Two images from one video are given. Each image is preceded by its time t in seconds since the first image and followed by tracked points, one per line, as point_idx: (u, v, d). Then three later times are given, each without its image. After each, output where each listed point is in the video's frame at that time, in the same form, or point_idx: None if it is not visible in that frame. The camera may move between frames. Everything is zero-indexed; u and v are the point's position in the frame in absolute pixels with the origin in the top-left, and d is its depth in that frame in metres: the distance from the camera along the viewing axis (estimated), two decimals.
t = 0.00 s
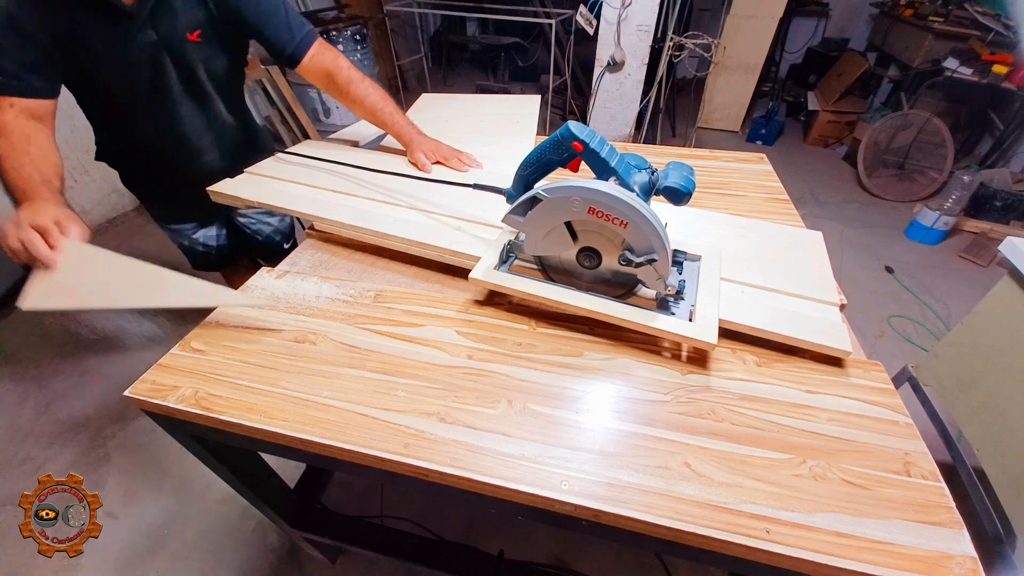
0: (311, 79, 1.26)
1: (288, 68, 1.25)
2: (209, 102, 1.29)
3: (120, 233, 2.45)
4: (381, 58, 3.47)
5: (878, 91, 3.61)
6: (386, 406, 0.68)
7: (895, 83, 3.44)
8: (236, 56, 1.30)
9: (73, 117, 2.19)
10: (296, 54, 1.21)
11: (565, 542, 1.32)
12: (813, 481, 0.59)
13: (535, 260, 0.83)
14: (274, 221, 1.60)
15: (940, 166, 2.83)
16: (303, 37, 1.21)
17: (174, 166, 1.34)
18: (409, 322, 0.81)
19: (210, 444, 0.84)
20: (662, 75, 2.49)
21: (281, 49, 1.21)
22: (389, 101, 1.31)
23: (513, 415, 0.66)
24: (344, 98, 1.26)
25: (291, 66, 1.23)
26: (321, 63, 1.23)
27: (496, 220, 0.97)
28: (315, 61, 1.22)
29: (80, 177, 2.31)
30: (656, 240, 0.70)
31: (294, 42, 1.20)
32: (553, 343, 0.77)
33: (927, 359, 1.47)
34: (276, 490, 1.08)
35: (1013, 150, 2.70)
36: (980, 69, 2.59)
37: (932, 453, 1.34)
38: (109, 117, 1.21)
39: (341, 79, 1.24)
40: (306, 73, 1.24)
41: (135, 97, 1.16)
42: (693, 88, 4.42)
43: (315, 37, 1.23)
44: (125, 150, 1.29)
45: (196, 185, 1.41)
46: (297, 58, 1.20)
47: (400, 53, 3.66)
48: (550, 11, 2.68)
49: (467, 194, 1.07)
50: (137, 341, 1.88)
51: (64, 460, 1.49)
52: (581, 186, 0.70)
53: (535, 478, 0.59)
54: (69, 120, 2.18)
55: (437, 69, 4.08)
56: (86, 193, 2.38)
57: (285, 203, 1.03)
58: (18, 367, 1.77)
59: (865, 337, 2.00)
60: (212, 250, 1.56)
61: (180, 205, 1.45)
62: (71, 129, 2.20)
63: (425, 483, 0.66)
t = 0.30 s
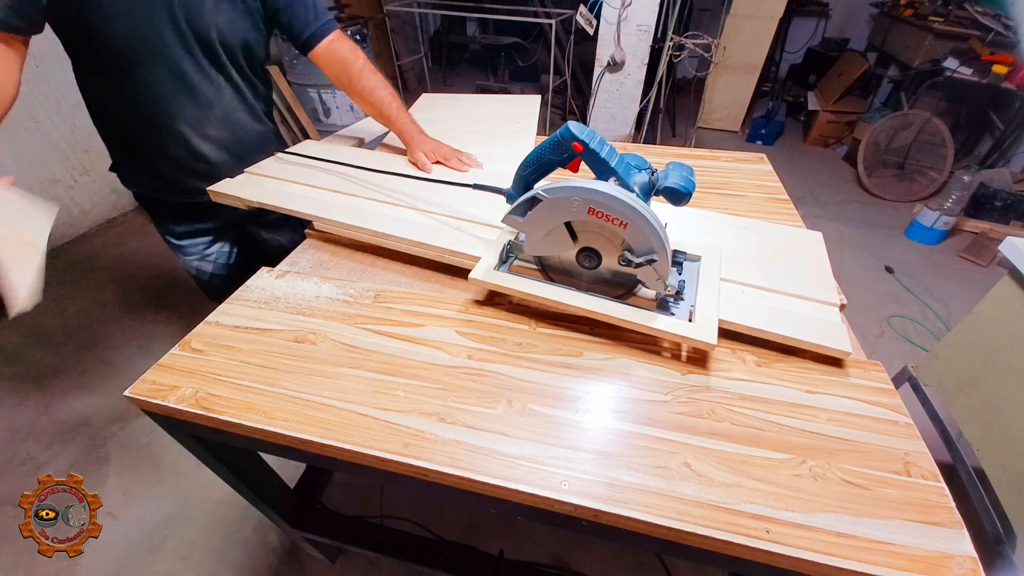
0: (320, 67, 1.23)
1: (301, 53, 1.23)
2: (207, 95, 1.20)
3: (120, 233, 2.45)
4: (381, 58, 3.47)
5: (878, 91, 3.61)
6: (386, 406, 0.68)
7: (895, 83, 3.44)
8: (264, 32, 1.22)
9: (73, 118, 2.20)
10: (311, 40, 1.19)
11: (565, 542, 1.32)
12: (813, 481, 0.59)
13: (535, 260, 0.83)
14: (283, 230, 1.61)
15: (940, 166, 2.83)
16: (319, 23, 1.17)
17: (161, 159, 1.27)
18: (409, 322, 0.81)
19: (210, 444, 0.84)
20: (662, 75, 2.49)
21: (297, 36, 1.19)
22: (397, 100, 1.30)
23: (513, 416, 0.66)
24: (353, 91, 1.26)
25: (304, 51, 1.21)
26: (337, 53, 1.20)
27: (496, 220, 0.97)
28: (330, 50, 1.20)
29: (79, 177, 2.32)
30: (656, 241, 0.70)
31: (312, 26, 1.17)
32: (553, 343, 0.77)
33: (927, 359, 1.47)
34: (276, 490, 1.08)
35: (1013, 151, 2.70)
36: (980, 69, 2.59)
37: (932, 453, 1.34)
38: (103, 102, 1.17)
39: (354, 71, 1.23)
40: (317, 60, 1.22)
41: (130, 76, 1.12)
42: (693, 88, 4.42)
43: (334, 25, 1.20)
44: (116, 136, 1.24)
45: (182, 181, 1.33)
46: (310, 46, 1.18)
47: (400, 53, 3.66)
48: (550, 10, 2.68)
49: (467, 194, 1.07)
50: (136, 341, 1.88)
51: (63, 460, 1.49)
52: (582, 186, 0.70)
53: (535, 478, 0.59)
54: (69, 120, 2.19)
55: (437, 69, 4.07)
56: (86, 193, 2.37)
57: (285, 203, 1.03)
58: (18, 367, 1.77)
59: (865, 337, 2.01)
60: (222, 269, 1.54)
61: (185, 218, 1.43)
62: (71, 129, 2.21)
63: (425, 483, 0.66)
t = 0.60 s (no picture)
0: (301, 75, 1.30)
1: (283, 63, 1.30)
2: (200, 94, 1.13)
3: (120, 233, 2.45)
4: (382, 58, 3.48)
5: (878, 91, 3.61)
6: (386, 406, 0.68)
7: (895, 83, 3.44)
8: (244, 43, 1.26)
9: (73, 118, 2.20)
10: (293, 47, 1.26)
11: (565, 542, 1.32)
12: (813, 481, 0.59)
13: (533, 261, 0.83)
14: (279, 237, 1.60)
15: (940, 166, 2.83)
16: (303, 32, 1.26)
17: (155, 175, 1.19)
18: (408, 322, 0.81)
19: (210, 444, 0.84)
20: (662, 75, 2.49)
21: (277, 42, 1.25)
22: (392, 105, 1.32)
23: (513, 416, 0.66)
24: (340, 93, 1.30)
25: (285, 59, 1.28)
26: (319, 58, 1.28)
27: (495, 220, 0.97)
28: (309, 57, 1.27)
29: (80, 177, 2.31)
30: (653, 243, 0.70)
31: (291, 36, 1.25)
32: (553, 343, 0.77)
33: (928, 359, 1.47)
34: (276, 490, 1.08)
35: (1013, 151, 2.71)
36: (980, 69, 2.59)
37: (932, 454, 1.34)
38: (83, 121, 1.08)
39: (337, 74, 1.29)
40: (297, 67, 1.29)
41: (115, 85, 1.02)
42: (693, 88, 4.42)
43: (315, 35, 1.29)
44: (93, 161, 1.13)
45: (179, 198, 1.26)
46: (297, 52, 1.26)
47: (400, 53, 3.66)
48: (550, 10, 2.68)
49: (467, 194, 1.07)
50: (136, 342, 1.88)
51: (63, 460, 1.49)
52: (580, 187, 0.70)
53: (535, 478, 0.59)
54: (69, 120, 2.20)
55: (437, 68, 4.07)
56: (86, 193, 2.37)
57: (285, 203, 1.03)
58: (19, 367, 1.77)
59: (865, 337, 2.01)
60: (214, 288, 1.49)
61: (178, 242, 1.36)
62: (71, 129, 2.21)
63: (425, 483, 0.66)
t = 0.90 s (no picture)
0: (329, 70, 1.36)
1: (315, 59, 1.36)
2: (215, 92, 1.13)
3: (121, 233, 2.45)
4: (381, 58, 3.48)
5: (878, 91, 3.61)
6: (386, 406, 0.68)
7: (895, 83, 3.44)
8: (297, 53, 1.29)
9: (73, 118, 2.20)
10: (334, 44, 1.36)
11: (565, 542, 1.32)
12: (813, 481, 0.59)
13: (531, 260, 0.83)
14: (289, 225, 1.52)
15: (940, 166, 2.83)
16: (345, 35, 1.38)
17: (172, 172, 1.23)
18: (408, 322, 0.80)
19: (210, 444, 0.84)
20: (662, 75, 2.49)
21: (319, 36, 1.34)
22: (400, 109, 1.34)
23: (513, 416, 0.66)
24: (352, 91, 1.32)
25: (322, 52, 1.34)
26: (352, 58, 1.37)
27: (496, 220, 0.97)
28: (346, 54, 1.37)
29: (80, 177, 2.31)
30: (653, 244, 0.70)
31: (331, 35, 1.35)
32: (553, 343, 0.77)
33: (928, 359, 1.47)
34: (276, 490, 1.08)
35: (1013, 151, 2.71)
36: (980, 69, 2.59)
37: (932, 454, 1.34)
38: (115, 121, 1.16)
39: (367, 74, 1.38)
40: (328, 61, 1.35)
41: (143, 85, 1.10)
42: (693, 88, 4.42)
43: (353, 42, 1.40)
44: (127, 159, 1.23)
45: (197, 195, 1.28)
46: (336, 48, 1.35)
47: (400, 53, 3.65)
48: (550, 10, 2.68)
49: (467, 195, 1.07)
50: (136, 341, 1.88)
51: (64, 460, 1.49)
52: (580, 187, 0.70)
53: (535, 478, 0.59)
54: (70, 120, 2.19)
55: (437, 68, 4.07)
56: (86, 193, 2.37)
57: (286, 203, 1.03)
58: (19, 367, 1.77)
59: (865, 337, 2.01)
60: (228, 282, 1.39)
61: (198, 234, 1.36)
62: (71, 129, 2.21)
63: (425, 483, 0.66)
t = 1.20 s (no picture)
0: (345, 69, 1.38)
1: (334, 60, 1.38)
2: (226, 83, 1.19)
3: (121, 233, 2.45)
4: (381, 58, 3.48)
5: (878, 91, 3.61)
6: (386, 406, 0.68)
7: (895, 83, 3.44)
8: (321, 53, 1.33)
9: (73, 118, 2.20)
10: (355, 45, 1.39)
11: (565, 542, 1.32)
12: (813, 481, 0.59)
13: (531, 260, 0.83)
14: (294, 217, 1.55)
15: (940, 166, 2.83)
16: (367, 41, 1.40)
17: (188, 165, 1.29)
18: (408, 322, 0.80)
19: (211, 444, 0.84)
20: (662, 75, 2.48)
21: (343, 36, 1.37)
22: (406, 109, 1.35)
23: (513, 416, 0.66)
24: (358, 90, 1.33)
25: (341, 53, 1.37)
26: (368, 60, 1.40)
27: (496, 220, 0.97)
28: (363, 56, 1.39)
29: (80, 177, 2.31)
30: (652, 244, 0.70)
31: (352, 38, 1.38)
32: (553, 343, 0.77)
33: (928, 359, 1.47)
34: (276, 490, 1.08)
35: (1013, 151, 2.71)
36: (980, 69, 2.59)
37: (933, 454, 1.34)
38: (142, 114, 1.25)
39: (384, 78, 1.41)
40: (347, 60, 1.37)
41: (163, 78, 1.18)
42: (693, 88, 4.42)
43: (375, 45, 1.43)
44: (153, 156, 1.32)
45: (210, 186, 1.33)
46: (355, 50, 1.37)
47: (400, 53, 3.65)
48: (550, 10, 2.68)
49: (467, 194, 1.07)
50: (136, 341, 1.88)
51: (64, 460, 1.49)
52: (580, 187, 0.70)
53: (535, 478, 0.59)
54: (70, 120, 2.19)
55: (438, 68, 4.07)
56: (86, 193, 2.37)
57: (286, 203, 1.03)
58: (19, 367, 1.77)
59: (865, 337, 2.01)
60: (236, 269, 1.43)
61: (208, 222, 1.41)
62: (71, 129, 2.21)
63: (425, 483, 0.66)
